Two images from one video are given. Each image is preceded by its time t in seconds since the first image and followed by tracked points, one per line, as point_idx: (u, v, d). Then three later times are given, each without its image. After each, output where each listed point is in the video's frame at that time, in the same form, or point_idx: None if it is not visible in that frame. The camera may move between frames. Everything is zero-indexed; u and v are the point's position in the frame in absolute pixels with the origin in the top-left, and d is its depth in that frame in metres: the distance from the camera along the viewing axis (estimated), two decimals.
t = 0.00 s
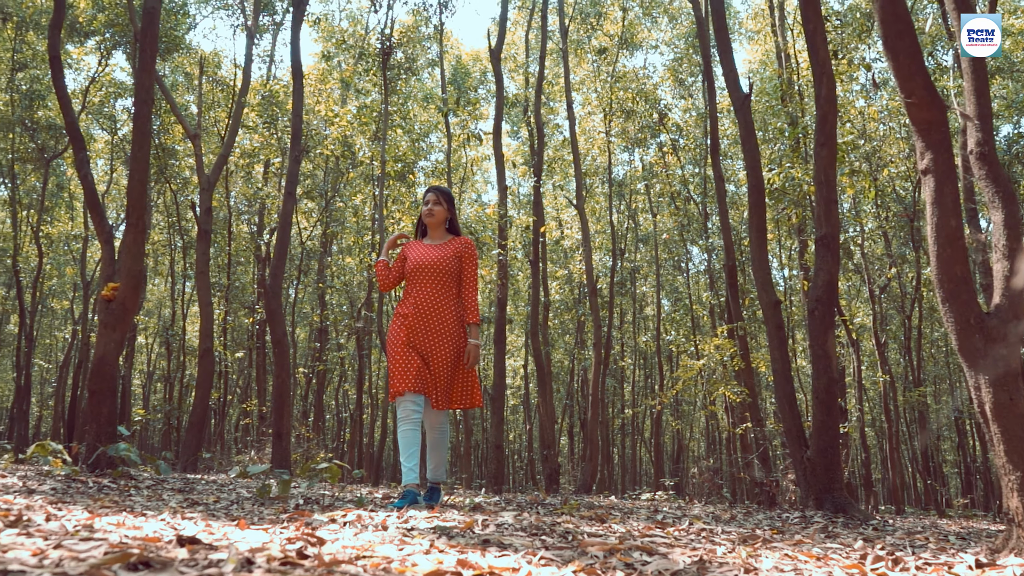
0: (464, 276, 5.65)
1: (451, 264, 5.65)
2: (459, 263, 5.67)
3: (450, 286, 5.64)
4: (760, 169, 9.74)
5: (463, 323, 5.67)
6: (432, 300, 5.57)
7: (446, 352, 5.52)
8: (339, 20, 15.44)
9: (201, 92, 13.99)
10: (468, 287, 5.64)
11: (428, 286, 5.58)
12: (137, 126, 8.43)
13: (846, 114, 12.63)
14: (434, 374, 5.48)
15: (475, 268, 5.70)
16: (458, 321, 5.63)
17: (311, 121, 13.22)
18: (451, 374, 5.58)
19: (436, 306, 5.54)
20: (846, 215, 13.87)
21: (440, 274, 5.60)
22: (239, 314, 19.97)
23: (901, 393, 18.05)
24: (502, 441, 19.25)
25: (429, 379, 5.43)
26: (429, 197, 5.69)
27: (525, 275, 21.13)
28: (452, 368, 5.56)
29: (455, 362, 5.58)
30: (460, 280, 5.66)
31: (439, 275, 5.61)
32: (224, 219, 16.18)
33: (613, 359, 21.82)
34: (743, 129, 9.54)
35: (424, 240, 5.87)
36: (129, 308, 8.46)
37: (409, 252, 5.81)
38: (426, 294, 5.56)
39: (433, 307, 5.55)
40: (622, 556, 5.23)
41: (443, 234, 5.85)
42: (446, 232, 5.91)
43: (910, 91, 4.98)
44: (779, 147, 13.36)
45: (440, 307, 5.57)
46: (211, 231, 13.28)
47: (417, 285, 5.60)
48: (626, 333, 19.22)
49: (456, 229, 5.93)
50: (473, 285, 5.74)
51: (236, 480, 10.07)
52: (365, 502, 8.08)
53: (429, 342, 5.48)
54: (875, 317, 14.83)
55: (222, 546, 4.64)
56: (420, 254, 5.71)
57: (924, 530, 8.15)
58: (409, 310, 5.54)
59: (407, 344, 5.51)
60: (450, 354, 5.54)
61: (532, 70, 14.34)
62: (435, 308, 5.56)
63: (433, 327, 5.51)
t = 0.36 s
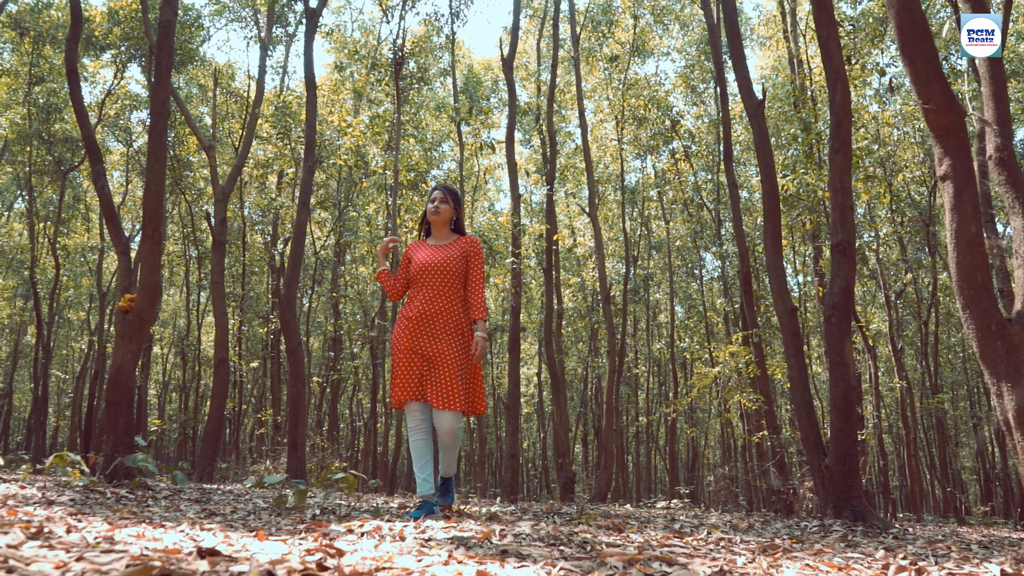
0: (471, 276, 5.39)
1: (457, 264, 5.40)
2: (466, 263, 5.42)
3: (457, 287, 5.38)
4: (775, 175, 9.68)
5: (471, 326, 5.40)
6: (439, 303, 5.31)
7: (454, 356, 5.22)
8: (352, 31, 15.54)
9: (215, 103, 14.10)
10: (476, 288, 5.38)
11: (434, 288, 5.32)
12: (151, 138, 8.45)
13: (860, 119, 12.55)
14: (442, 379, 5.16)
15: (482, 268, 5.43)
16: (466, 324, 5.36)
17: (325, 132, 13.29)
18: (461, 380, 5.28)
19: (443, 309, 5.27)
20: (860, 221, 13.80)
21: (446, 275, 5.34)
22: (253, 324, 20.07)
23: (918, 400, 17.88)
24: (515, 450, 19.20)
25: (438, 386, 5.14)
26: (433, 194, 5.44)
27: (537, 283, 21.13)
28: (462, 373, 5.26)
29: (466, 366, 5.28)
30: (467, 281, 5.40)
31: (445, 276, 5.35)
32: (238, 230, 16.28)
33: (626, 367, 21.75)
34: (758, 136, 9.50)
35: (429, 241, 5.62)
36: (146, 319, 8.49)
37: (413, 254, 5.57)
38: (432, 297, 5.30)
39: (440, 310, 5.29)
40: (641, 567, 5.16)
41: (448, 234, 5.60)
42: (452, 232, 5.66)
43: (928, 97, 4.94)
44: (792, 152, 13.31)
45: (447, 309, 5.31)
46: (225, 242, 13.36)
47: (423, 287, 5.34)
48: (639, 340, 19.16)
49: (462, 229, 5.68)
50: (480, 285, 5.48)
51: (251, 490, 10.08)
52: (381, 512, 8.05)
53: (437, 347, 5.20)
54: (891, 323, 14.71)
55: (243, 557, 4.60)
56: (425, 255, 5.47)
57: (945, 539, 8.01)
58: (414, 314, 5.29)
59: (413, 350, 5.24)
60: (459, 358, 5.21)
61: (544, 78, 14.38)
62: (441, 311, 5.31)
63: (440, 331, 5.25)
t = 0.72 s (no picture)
0: (481, 277, 5.27)
1: (466, 264, 5.26)
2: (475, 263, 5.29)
3: (467, 288, 5.25)
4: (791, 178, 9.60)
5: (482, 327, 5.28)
6: (448, 305, 5.19)
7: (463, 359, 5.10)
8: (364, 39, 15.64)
9: (229, 113, 14.19)
10: (486, 289, 5.26)
11: (443, 290, 5.21)
12: (167, 147, 8.48)
13: (874, 121, 12.47)
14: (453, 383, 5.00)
15: (492, 268, 5.31)
16: (477, 325, 5.21)
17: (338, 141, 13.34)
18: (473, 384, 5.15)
19: (452, 311, 5.16)
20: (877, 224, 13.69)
21: (455, 276, 5.21)
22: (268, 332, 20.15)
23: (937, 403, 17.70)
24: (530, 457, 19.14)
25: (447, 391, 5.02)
26: (441, 192, 5.31)
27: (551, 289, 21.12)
28: (475, 375, 5.10)
29: (478, 368, 5.12)
30: (476, 281, 5.27)
31: (454, 278, 5.22)
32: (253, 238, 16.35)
33: (641, 372, 21.66)
34: (773, 139, 9.43)
35: (438, 239, 5.50)
36: (164, 328, 8.51)
37: (422, 254, 5.47)
38: (440, 299, 5.19)
39: (450, 312, 5.16)
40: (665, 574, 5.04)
41: (457, 232, 5.47)
42: (461, 230, 5.53)
43: (948, 100, 4.89)
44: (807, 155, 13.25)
45: (458, 311, 5.17)
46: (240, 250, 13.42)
47: (431, 289, 5.24)
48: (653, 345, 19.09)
49: (471, 227, 5.55)
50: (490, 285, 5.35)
51: (268, 498, 10.07)
52: (398, 520, 7.97)
53: (446, 351, 5.10)
54: (909, 327, 14.59)
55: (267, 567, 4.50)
56: (433, 255, 5.35)
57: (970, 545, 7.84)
58: (424, 318, 5.20)
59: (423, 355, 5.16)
60: (471, 361, 5.04)
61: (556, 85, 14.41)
62: (451, 313, 5.19)
63: (450, 334, 5.14)
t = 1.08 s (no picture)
0: (494, 276, 5.13)
1: (479, 261, 5.13)
2: (488, 261, 5.16)
3: (479, 286, 5.11)
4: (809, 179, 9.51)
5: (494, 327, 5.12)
6: (460, 303, 5.04)
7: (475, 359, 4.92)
8: (380, 45, 15.74)
9: (247, 118, 14.30)
10: (499, 288, 5.12)
11: (456, 288, 5.07)
12: (186, 154, 8.53)
13: (893, 122, 12.34)
14: (463, 382, 4.85)
15: (506, 266, 5.17)
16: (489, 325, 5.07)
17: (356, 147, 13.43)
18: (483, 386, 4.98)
19: (464, 310, 5.01)
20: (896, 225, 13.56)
21: (467, 273, 5.07)
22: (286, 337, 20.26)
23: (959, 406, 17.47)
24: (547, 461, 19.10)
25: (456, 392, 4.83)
26: (454, 188, 5.20)
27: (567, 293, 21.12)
28: (485, 375, 4.95)
29: (489, 370, 4.96)
30: (489, 280, 5.13)
31: (466, 274, 5.08)
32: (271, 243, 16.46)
33: (658, 376, 21.57)
34: (791, 142, 9.34)
35: (450, 237, 5.37)
36: (185, 334, 8.54)
37: (433, 251, 5.34)
38: (452, 297, 5.05)
39: (461, 311, 5.01)
40: None
41: (470, 229, 5.35)
42: (474, 227, 5.40)
43: (972, 101, 4.80)
44: (824, 157, 13.16)
45: (469, 308, 5.03)
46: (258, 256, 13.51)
47: (444, 287, 5.10)
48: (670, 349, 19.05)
49: (484, 225, 5.42)
50: (503, 285, 5.21)
51: (286, 503, 10.08)
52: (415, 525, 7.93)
53: (457, 351, 4.94)
54: (929, 329, 14.44)
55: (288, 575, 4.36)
56: (445, 251, 5.23)
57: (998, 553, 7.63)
58: (436, 316, 5.06)
59: (434, 355, 5.01)
60: (480, 360, 4.88)
61: (571, 89, 14.45)
62: (463, 312, 5.04)
63: (461, 334, 4.98)
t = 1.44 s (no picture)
0: (506, 270, 4.93)
1: (492, 256, 4.93)
2: (501, 255, 4.96)
3: (491, 281, 4.91)
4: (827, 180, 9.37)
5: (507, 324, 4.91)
6: (471, 298, 4.83)
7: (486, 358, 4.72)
8: (393, 51, 15.80)
9: (261, 125, 14.38)
10: (512, 283, 4.91)
11: (467, 282, 4.86)
12: (201, 162, 8.56)
13: (910, 122, 12.20)
14: (475, 383, 4.67)
15: (519, 260, 4.97)
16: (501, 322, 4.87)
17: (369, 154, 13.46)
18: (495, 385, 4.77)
19: (475, 306, 4.81)
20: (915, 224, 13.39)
21: (479, 268, 4.87)
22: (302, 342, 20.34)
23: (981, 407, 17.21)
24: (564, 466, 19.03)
25: (467, 392, 4.64)
26: (465, 179, 5.02)
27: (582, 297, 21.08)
28: (497, 374, 4.75)
29: (501, 369, 4.76)
30: (501, 275, 4.93)
31: (476, 269, 4.88)
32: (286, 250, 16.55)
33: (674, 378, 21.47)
34: (807, 144, 9.22)
35: (461, 229, 5.17)
36: (203, 342, 8.54)
37: (443, 244, 5.14)
38: (463, 292, 4.84)
39: (473, 306, 4.81)
40: None
41: (481, 222, 5.15)
42: (486, 219, 5.21)
43: (993, 103, 4.67)
44: (840, 157, 13.05)
45: (480, 305, 4.83)
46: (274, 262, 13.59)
47: (454, 281, 4.89)
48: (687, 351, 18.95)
49: (496, 217, 5.22)
50: (516, 280, 5.00)
51: (303, 510, 10.08)
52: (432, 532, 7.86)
53: (467, 349, 4.73)
54: (949, 330, 14.24)
55: None
56: (455, 245, 5.02)
57: None
58: (446, 312, 4.85)
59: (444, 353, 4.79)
60: (493, 359, 4.70)
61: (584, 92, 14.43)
62: (474, 308, 4.84)
63: (472, 330, 4.77)
